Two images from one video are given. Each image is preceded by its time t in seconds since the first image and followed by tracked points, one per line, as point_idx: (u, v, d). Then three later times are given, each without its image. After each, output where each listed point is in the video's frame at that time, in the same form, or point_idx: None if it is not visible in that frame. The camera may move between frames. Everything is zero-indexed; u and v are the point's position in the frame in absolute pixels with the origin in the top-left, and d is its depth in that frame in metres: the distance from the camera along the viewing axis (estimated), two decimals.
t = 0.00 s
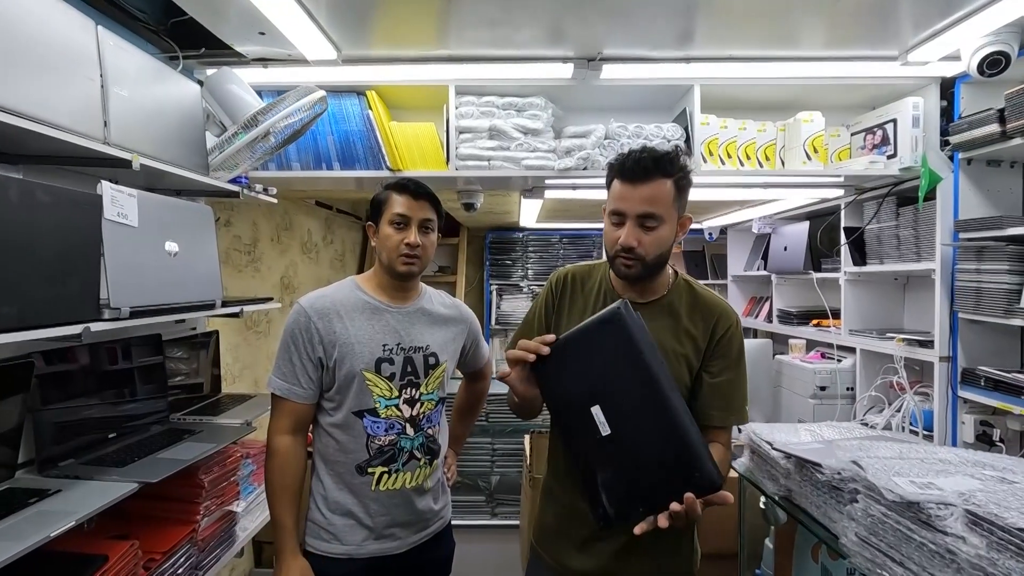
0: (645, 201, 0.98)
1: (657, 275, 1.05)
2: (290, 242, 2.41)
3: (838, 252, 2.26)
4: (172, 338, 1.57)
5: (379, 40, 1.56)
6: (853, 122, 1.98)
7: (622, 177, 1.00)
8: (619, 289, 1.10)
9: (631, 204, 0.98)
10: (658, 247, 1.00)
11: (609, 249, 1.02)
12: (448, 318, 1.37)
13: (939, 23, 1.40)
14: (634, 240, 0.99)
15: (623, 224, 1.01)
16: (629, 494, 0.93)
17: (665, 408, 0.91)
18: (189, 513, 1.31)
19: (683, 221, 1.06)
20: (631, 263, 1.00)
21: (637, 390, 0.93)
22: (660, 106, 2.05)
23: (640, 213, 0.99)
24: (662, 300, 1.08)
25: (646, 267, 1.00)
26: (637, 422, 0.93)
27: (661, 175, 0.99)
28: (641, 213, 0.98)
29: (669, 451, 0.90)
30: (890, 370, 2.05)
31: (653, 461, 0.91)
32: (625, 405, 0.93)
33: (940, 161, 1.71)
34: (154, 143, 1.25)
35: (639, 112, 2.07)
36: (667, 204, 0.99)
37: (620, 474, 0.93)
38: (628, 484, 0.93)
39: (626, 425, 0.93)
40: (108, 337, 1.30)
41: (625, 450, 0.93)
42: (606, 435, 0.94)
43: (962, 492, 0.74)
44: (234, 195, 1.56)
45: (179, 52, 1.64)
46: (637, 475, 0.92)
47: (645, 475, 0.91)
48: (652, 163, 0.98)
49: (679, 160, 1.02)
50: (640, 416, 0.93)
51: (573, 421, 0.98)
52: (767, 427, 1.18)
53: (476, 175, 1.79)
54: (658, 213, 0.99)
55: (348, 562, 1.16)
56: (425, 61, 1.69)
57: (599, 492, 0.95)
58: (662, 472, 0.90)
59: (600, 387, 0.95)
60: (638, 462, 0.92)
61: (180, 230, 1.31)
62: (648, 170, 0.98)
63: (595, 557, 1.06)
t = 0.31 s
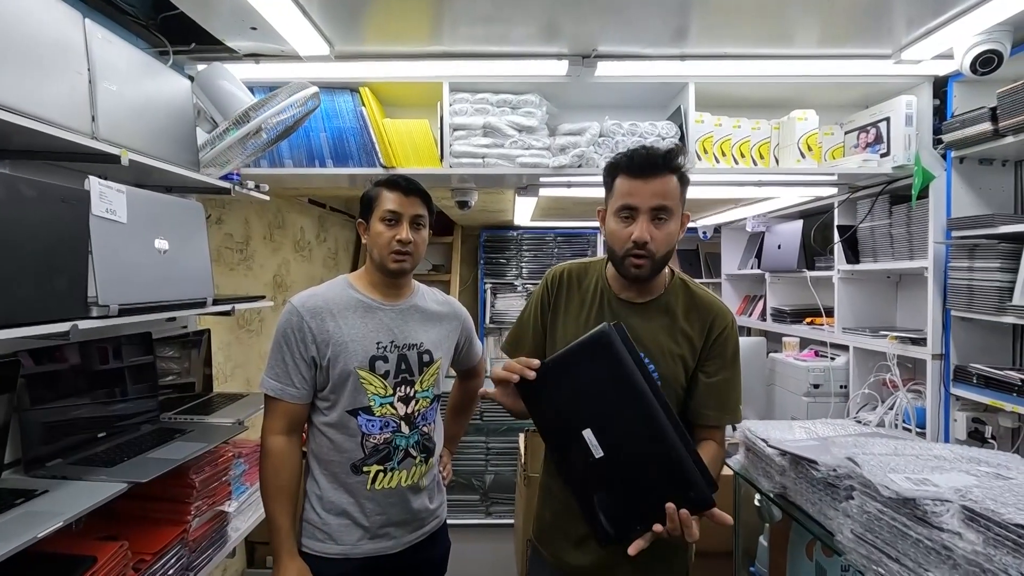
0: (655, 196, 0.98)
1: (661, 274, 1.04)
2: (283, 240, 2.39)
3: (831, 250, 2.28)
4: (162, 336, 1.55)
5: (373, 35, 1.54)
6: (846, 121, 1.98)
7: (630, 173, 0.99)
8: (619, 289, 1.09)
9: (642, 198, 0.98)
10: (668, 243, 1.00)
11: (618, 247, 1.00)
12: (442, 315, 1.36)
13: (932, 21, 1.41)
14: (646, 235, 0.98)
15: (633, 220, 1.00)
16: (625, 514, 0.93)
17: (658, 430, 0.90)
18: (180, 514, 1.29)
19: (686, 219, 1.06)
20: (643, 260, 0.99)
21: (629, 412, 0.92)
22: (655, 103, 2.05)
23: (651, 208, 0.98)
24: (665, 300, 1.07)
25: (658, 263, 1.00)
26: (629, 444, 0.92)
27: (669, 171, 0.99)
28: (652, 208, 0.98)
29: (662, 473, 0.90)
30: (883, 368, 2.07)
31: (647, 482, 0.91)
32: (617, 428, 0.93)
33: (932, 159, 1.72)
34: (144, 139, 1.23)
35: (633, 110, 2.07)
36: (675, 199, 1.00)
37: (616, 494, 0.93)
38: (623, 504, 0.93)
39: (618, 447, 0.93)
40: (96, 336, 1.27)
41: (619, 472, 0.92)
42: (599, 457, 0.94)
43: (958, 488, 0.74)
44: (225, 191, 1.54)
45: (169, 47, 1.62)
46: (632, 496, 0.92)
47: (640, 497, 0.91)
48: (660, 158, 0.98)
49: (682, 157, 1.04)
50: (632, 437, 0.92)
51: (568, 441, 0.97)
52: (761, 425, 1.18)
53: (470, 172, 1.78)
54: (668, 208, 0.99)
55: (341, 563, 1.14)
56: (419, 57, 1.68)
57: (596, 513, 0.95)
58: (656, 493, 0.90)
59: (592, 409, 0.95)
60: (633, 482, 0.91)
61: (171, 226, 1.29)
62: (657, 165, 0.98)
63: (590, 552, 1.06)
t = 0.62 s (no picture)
0: (647, 184, 1.00)
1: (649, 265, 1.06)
2: (278, 239, 2.38)
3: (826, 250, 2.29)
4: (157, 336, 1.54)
5: (369, 34, 1.54)
6: (841, 121, 1.99)
7: (622, 163, 1.01)
8: (608, 283, 1.09)
9: (636, 186, 0.99)
10: (659, 232, 1.01)
11: (610, 234, 1.00)
12: (437, 313, 1.35)
13: (926, 22, 1.42)
14: (641, 222, 0.99)
15: (626, 207, 1.01)
16: (630, 499, 0.94)
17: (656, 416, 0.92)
18: (175, 514, 1.29)
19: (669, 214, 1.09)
20: (635, 247, 0.99)
21: (630, 399, 0.93)
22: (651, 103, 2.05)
23: (642, 197, 1.00)
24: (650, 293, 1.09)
25: (649, 252, 1.00)
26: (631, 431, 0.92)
27: (659, 163, 1.02)
28: (643, 197, 1.00)
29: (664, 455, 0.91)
30: (877, 367, 2.09)
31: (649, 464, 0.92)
32: (619, 415, 0.93)
33: (927, 159, 1.76)
34: (139, 137, 1.22)
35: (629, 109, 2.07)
36: (663, 191, 1.02)
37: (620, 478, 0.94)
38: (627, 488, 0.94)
39: (621, 434, 0.93)
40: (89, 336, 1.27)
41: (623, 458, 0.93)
42: (603, 446, 0.94)
43: (952, 486, 0.74)
44: (220, 190, 1.53)
45: (163, 45, 1.60)
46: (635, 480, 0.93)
47: (643, 481, 0.93)
48: (649, 151, 1.01)
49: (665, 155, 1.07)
50: (636, 424, 0.92)
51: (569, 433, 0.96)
52: (757, 423, 1.19)
53: (466, 172, 1.78)
54: (658, 198, 1.01)
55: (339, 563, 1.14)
56: (415, 56, 1.67)
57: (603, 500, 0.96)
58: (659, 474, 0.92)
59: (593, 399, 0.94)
60: (638, 471, 0.92)
61: (165, 225, 1.28)
62: (647, 157, 1.01)
63: (589, 551, 1.06)
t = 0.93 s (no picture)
0: (595, 192, 1.11)
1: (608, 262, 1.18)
2: (274, 239, 2.38)
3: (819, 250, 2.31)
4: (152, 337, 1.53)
5: (365, 36, 1.54)
6: (835, 122, 2.01)
7: (571, 176, 1.13)
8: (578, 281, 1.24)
9: (585, 195, 1.11)
10: (610, 233, 1.13)
11: (568, 241, 1.14)
12: (434, 314, 1.36)
13: (917, 25, 1.44)
14: (592, 227, 1.11)
15: (578, 214, 1.13)
16: (602, 422, 1.04)
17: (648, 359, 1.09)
18: (171, 516, 1.28)
19: (625, 215, 1.20)
20: (591, 249, 1.12)
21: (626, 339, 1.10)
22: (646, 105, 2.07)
23: (592, 204, 1.12)
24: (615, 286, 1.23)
25: (604, 251, 1.13)
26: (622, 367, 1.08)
27: (604, 172, 1.13)
28: (593, 204, 1.12)
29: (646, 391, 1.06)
30: (870, 366, 2.11)
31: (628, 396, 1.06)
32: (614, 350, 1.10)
33: (920, 161, 1.74)
34: (134, 139, 1.22)
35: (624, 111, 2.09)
36: (613, 197, 1.14)
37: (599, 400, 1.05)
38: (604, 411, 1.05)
39: (612, 366, 1.09)
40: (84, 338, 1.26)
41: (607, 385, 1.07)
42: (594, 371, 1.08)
43: (941, 485, 0.75)
44: (216, 191, 1.53)
45: (158, 46, 1.60)
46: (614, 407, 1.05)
47: (620, 409, 1.04)
48: (593, 164, 1.13)
49: (614, 161, 1.18)
50: (632, 361, 1.09)
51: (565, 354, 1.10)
52: (750, 423, 1.20)
53: (462, 173, 1.78)
54: (607, 203, 1.12)
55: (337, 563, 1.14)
56: (411, 57, 1.68)
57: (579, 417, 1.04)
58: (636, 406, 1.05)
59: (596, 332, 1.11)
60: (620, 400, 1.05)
61: (161, 226, 1.28)
62: (593, 167, 1.13)
63: (575, 540, 1.16)
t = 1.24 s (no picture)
0: (569, 194, 1.26)
1: (590, 258, 1.31)
2: (271, 239, 2.37)
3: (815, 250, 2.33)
4: (149, 338, 1.53)
5: (363, 36, 1.55)
6: (830, 123, 2.02)
7: (547, 182, 1.28)
8: (563, 280, 1.36)
9: (560, 197, 1.25)
10: (586, 230, 1.26)
11: (549, 239, 1.27)
12: (433, 313, 1.37)
13: (912, 27, 1.44)
14: (567, 224, 1.24)
15: (556, 215, 1.27)
16: (579, 439, 1.21)
17: (616, 379, 1.19)
18: (170, 516, 1.28)
19: (600, 215, 1.33)
20: (569, 244, 1.25)
21: (595, 361, 1.20)
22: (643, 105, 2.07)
23: (567, 204, 1.26)
24: (600, 283, 1.34)
25: (581, 246, 1.25)
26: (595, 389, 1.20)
27: (576, 176, 1.27)
28: (568, 204, 1.25)
29: (618, 410, 1.18)
30: (865, 365, 2.13)
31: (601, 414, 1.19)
32: (586, 374, 1.20)
33: (914, 161, 1.77)
34: (132, 139, 1.22)
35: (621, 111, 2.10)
36: (586, 197, 1.27)
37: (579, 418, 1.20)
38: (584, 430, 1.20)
39: (585, 387, 1.20)
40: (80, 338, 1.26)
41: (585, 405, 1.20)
42: (570, 395, 1.21)
43: (933, 482, 0.76)
44: (213, 191, 1.53)
45: (155, 46, 1.59)
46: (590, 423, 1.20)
47: (593, 428, 1.20)
48: (567, 169, 1.28)
49: (586, 168, 1.33)
50: (600, 384, 1.19)
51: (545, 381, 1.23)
52: (746, 422, 1.21)
53: (459, 173, 1.78)
54: (581, 203, 1.26)
55: (337, 562, 1.14)
56: (408, 58, 1.68)
57: (561, 434, 1.22)
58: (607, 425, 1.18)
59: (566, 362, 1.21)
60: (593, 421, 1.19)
61: (158, 226, 1.28)
62: (566, 173, 1.27)
63: (579, 523, 1.27)
